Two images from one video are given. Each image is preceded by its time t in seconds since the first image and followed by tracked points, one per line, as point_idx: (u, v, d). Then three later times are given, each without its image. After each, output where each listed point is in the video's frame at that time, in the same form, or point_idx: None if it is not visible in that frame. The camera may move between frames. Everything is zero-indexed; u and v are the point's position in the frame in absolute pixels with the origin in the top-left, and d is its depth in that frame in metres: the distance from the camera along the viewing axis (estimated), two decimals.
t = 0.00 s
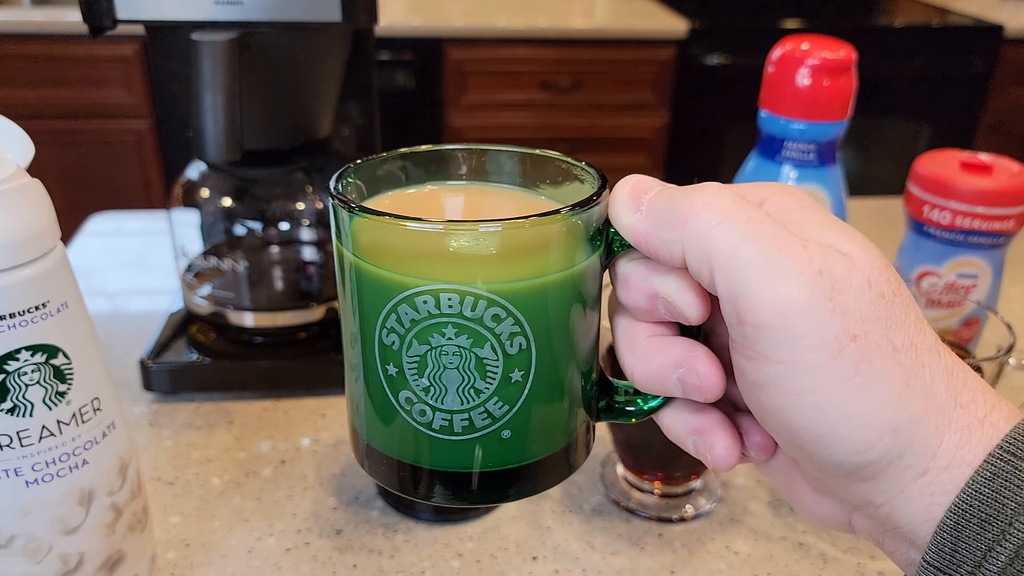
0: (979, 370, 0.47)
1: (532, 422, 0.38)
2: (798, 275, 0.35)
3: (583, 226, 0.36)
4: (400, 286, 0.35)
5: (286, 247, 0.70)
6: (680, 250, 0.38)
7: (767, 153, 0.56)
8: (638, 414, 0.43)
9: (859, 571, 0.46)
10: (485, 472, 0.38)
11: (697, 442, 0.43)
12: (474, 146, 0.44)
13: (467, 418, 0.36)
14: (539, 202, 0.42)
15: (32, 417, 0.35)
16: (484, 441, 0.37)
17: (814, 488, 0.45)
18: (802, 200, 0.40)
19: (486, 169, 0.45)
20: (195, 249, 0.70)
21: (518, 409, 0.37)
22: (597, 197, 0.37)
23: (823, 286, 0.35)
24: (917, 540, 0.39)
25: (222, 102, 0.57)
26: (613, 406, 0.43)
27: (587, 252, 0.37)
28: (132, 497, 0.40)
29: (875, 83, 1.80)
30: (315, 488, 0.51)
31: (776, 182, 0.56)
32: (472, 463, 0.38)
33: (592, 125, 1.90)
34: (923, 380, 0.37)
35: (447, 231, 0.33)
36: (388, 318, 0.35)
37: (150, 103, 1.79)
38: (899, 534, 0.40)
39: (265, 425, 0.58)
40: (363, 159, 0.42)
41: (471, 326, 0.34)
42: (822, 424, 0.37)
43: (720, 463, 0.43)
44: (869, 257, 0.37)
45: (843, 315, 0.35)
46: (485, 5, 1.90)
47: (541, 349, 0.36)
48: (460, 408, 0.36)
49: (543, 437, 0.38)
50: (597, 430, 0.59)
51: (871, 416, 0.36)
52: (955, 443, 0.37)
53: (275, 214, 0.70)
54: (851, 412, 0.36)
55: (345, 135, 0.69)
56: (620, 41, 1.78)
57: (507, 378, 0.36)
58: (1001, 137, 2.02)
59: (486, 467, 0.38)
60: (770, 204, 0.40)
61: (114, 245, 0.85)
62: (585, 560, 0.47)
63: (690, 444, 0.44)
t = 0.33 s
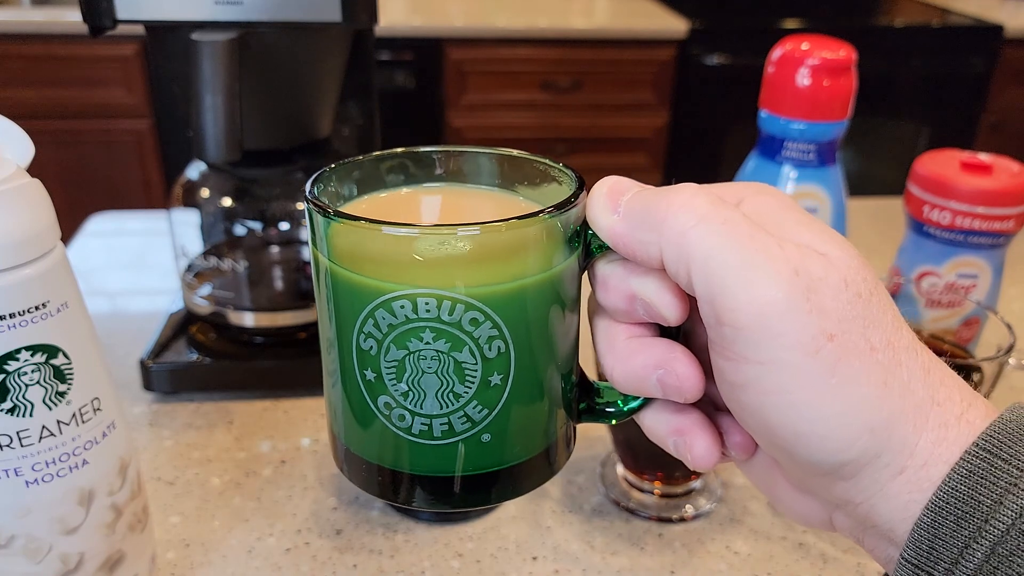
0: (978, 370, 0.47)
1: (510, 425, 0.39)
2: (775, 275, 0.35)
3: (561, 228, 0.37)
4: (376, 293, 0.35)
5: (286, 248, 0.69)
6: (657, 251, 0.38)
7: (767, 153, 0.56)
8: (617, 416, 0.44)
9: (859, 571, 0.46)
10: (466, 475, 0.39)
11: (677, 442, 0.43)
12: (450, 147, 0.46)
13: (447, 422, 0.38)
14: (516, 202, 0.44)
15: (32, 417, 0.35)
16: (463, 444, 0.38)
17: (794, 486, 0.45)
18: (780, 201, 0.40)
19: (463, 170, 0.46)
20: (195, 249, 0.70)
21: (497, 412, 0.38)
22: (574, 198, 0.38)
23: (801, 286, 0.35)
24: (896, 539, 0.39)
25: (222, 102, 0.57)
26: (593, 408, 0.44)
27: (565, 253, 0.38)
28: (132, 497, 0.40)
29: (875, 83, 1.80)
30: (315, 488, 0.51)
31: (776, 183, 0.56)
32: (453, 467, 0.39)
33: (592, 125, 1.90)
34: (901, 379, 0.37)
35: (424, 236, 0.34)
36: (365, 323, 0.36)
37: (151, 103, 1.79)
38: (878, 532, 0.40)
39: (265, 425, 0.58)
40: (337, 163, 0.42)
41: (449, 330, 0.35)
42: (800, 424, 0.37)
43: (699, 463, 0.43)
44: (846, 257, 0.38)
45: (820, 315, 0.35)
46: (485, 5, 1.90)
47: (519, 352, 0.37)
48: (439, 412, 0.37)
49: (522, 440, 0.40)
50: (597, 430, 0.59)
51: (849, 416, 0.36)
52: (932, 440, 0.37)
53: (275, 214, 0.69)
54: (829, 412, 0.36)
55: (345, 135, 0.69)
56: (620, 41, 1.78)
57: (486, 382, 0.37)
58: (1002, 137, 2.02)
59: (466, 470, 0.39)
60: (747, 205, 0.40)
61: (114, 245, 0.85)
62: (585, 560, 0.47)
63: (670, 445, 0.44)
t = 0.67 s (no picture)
0: (978, 371, 0.47)
1: (501, 417, 0.39)
2: (768, 268, 0.35)
3: (553, 219, 0.37)
4: (366, 284, 0.36)
5: (286, 247, 0.69)
6: (650, 242, 0.38)
7: (767, 153, 0.56)
8: (610, 408, 0.44)
9: (859, 571, 0.46)
10: (457, 467, 0.39)
11: (669, 434, 0.44)
12: (444, 137, 0.45)
13: (438, 414, 0.38)
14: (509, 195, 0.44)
15: (32, 417, 0.35)
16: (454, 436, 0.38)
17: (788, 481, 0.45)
18: (772, 194, 0.41)
19: (456, 161, 0.46)
20: (195, 249, 0.70)
21: (488, 405, 0.38)
22: (566, 189, 0.38)
23: (794, 279, 0.35)
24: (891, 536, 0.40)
25: (222, 102, 0.57)
26: (585, 400, 0.44)
27: (557, 245, 0.38)
28: (132, 497, 0.40)
29: (874, 83, 1.80)
30: (315, 488, 0.51)
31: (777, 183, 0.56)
32: (444, 459, 0.39)
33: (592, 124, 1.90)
34: (894, 371, 0.37)
35: (415, 227, 0.34)
36: (356, 315, 0.36)
37: (151, 103, 1.79)
38: (871, 526, 0.40)
39: (264, 425, 0.58)
40: (328, 153, 0.42)
41: (439, 322, 0.35)
42: (794, 416, 0.37)
43: (692, 456, 0.44)
44: (839, 249, 0.38)
45: (813, 308, 0.36)
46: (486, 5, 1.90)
47: (510, 344, 0.37)
48: (430, 404, 0.37)
49: (514, 432, 0.40)
50: (597, 430, 0.59)
51: (842, 409, 0.36)
52: (925, 433, 0.37)
53: (275, 214, 0.68)
54: (822, 404, 0.36)
55: (344, 135, 0.70)
56: (620, 41, 1.78)
57: (477, 374, 0.37)
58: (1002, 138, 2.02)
59: (457, 463, 0.39)
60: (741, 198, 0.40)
61: (115, 245, 0.85)
62: (585, 560, 0.47)
63: (662, 437, 0.44)
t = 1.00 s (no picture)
0: (980, 369, 0.47)
1: (498, 426, 0.39)
2: (765, 281, 0.35)
3: (551, 229, 0.37)
4: (364, 294, 0.35)
5: (286, 247, 0.69)
6: (647, 253, 0.38)
7: (767, 153, 0.56)
8: (607, 415, 0.44)
9: (859, 571, 0.46)
10: (454, 474, 0.40)
11: (665, 442, 0.44)
12: (443, 143, 0.45)
13: (435, 423, 0.38)
14: (509, 203, 0.44)
15: (32, 417, 0.35)
16: (451, 444, 0.38)
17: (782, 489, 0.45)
18: (767, 205, 0.41)
19: (455, 167, 0.46)
20: (195, 249, 0.70)
21: (485, 414, 0.38)
22: (564, 199, 0.38)
23: (790, 291, 0.35)
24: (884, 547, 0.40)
25: (222, 102, 0.57)
26: (582, 407, 0.44)
27: (555, 254, 0.38)
28: (132, 497, 0.40)
29: (874, 83, 1.80)
30: (314, 488, 0.51)
31: (777, 183, 0.56)
32: (442, 466, 0.39)
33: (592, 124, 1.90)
34: (888, 383, 0.37)
35: (413, 240, 0.34)
36: (354, 324, 0.36)
37: (151, 102, 1.79)
38: (865, 536, 0.40)
39: (265, 425, 0.58)
40: (326, 163, 0.42)
41: (437, 333, 0.35)
42: (788, 427, 0.37)
43: (686, 463, 0.44)
44: (834, 262, 0.38)
45: (808, 321, 0.36)
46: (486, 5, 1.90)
47: (508, 354, 0.37)
48: (428, 413, 0.37)
49: (511, 440, 0.40)
50: (597, 431, 0.59)
51: (835, 420, 0.36)
52: (918, 444, 0.37)
53: (275, 214, 0.68)
54: (817, 416, 0.36)
55: (345, 135, 0.70)
56: (620, 41, 1.78)
57: (474, 384, 0.37)
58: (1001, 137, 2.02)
59: (453, 470, 0.39)
60: (737, 209, 0.41)
61: (115, 245, 0.84)
62: (585, 560, 0.47)
63: (657, 444, 0.45)
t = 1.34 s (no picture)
0: (980, 369, 0.47)
1: (497, 427, 0.39)
2: (761, 284, 0.35)
3: (549, 233, 0.37)
4: (364, 297, 0.35)
5: (286, 247, 0.68)
6: (644, 256, 0.38)
7: (767, 153, 0.56)
8: (604, 415, 0.44)
9: (859, 571, 0.46)
10: (453, 476, 0.40)
11: (662, 442, 0.44)
12: (441, 145, 0.45)
13: (434, 425, 0.38)
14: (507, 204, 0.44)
15: (32, 417, 0.35)
16: (450, 446, 0.39)
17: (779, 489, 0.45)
18: (766, 207, 0.41)
19: (453, 169, 0.46)
20: (195, 249, 0.70)
21: (483, 416, 0.38)
22: (563, 203, 0.38)
23: (786, 294, 0.35)
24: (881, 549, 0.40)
25: (222, 102, 0.57)
26: (580, 407, 0.44)
27: (553, 256, 0.38)
28: (132, 497, 0.40)
29: (875, 83, 1.80)
30: (314, 488, 0.51)
31: (777, 183, 0.56)
32: (441, 467, 0.39)
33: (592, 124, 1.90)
34: (884, 385, 0.37)
35: (412, 243, 0.34)
36: (353, 327, 0.36)
37: (150, 102, 1.79)
38: (861, 535, 0.40)
39: (265, 425, 0.58)
40: (326, 164, 0.42)
41: (436, 336, 0.35)
42: (786, 429, 0.37)
43: (683, 463, 0.44)
44: (831, 265, 0.38)
45: (804, 323, 0.36)
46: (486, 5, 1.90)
47: (507, 357, 0.37)
48: (427, 415, 0.37)
49: (510, 442, 0.40)
50: (597, 431, 0.59)
51: (832, 422, 0.36)
52: (915, 445, 0.37)
53: (275, 214, 0.68)
54: (813, 418, 0.37)
55: (345, 135, 0.70)
56: (620, 40, 1.78)
57: (473, 386, 0.37)
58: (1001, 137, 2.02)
59: (453, 472, 0.39)
60: (736, 211, 0.40)
61: (115, 245, 0.84)
62: (585, 560, 0.47)
63: (655, 443, 0.45)
